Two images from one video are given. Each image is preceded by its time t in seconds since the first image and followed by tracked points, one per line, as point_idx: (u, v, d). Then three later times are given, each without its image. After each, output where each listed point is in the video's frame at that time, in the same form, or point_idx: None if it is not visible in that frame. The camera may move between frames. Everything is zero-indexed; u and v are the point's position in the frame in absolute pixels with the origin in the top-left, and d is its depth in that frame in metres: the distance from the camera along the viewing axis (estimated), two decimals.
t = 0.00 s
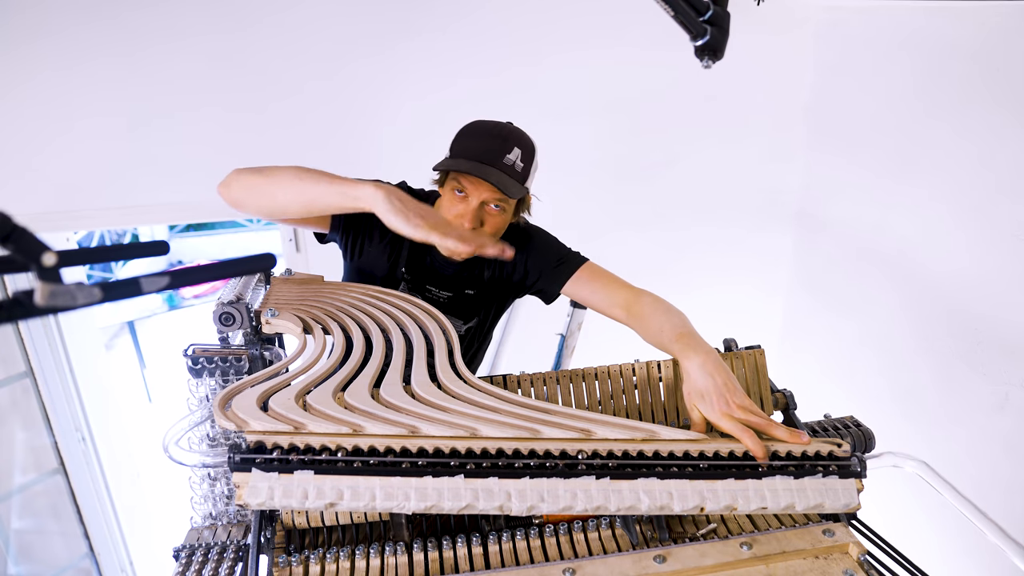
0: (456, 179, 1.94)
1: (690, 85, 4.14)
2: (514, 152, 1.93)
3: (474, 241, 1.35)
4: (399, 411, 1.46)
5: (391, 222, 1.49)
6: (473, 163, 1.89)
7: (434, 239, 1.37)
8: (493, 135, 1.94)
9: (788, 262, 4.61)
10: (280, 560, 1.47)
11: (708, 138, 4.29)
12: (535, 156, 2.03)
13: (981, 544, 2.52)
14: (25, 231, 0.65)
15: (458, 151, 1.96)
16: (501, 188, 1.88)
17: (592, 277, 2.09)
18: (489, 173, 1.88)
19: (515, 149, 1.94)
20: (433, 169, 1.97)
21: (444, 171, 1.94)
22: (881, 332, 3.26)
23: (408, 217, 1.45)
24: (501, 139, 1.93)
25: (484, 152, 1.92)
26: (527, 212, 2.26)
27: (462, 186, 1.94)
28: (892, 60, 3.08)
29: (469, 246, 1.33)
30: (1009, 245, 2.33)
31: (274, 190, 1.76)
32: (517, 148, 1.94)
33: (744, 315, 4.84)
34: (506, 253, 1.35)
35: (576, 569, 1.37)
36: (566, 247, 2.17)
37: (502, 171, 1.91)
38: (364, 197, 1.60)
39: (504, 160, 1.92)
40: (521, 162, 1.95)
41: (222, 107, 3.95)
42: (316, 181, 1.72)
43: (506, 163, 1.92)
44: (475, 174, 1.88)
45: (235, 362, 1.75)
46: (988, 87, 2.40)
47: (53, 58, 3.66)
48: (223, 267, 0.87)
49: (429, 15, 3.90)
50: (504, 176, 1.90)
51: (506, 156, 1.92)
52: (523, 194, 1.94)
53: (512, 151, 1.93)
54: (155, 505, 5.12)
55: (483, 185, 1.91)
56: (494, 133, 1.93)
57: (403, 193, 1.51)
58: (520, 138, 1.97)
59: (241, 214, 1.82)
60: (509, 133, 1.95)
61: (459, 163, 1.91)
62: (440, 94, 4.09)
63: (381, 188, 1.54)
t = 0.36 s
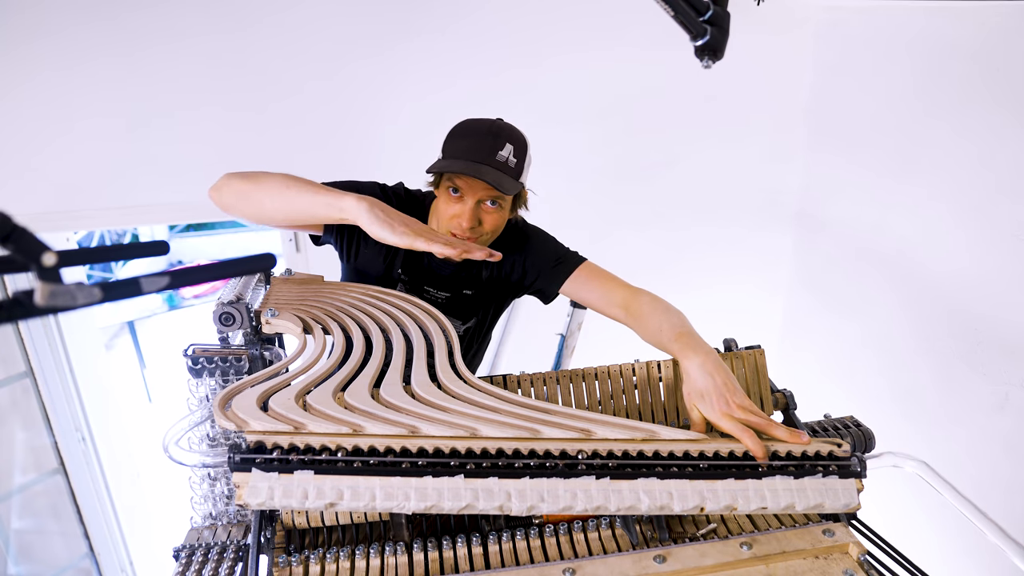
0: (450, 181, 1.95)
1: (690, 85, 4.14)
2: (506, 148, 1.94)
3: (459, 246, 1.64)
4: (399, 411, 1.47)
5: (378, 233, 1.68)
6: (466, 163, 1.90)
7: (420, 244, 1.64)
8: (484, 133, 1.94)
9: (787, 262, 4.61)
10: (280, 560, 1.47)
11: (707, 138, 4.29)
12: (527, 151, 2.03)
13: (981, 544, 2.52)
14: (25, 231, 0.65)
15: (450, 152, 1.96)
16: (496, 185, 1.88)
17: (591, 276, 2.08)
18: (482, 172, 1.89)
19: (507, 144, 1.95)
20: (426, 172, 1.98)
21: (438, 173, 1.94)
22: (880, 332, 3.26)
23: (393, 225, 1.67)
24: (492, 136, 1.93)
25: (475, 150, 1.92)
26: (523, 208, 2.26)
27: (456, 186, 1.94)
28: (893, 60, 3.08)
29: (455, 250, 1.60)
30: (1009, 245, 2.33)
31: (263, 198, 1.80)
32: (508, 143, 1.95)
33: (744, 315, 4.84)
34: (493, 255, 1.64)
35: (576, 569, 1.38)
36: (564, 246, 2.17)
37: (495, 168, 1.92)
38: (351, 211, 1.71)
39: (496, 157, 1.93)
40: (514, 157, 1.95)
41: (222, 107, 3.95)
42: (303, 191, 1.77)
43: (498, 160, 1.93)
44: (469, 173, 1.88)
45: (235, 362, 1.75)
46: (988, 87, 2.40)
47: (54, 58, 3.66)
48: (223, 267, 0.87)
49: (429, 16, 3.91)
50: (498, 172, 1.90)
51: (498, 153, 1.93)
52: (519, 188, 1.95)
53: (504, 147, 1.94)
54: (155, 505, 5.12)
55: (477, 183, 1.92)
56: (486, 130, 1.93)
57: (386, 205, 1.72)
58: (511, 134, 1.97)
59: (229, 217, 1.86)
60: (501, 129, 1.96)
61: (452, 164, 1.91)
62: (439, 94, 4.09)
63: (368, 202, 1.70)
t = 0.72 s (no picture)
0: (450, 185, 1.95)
1: (690, 85, 4.14)
2: (505, 150, 1.94)
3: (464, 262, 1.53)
4: (399, 411, 1.47)
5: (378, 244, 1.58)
6: (466, 167, 1.90)
7: (422, 258, 1.49)
8: (482, 135, 1.93)
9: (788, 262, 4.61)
10: (280, 560, 1.47)
11: (707, 138, 4.30)
12: (526, 150, 2.02)
13: (981, 544, 2.52)
14: (25, 231, 0.65)
15: (449, 155, 1.95)
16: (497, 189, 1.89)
17: (591, 275, 2.08)
18: (482, 176, 1.89)
19: (506, 146, 1.94)
20: (426, 176, 1.97)
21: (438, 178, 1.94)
22: (881, 332, 3.26)
23: (392, 238, 1.55)
24: (491, 139, 1.93)
25: (475, 153, 1.92)
26: (523, 207, 2.26)
27: (457, 189, 1.96)
28: (893, 60, 3.08)
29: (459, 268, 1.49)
30: (1009, 245, 2.33)
31: (264, 206, 1.80)
32: (507, 145, 1.94)
33: (744, 315, 4.84)
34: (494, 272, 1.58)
35: (576, 569, 1.38)
36: (565, 246, 2.17)
37: (495, 171, 1.92)
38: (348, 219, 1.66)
39: (496, 160, 1.92)
40: (513, 158, 1.95)
41: (222, 107, 3.95)
42: (303, 199, 1.76)
43: (498, 162, 1.93)
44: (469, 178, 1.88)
45: (235, 361, 1.75)
46: (989, 87, 2.40)
47: (54, 58, 3.66)
48: (223, 267, 0.87)
49: (429, 16, 3.91)
50: (498, 176, 1.91)
51: (498, 155, 1.93)
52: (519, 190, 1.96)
53: (503, 149, 1.93)
54: (155, 505, 5.13)
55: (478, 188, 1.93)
56: (484, 132, 1.93)
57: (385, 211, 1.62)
58: (510, 134, 1.96)
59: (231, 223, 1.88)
60: (500, 131, 1.95)
61: (452, 168, 1.91)
62: (440, 94, 4.09)
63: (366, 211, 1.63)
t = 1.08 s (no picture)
0: (444, 189, 1.95)
1: (690, 85, 4.14)
2: (497, 149, 1.95)
3: (462, 265, 1.68)
4: (399, 411, 1.47)
5: (376, 250, 1.66)
6: (460, 169, 1.91)
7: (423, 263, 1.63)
8: (474, 137, 1.95)
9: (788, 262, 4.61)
10: (280, 560, 1.47)
11: (707, 139, 4.30)
12: (520, 149, 2.04)
13: (981, 544, 2.52)
14: (25, 232, 0.66)
15: (442, 158, 1.97)
16: (491, 189, 1.90)
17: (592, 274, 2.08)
18: (476, 177, 1.90)
19: (498, 146, 1.96)
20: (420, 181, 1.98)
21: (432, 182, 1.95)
22: (881, 332, 3.26)
23: (393, 243, 1.65)
24: (482, 140, 1.94)
25: (467, 155, 1.93)
26: (519, 205, 2.27)
27: (451, 194, 1.95)
28: (892, 59, 3.08)
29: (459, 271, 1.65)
30: (1009, 245, 2.33)
31: (262, 214, 1.80)
32: (499, 144, 1.96)
33: (744, 315, 4.84)
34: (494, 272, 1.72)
35: (577, 569, 1.37)
36: (564, 245, 2.18)
37: (489, 172, 1.93)
38: (347, 227, 1.70)
39: (489, 160, 1.94)
40: (506, 157, 1.97)
41: (221, 107, 3.95)
42: (300, 207, 1.76)
43: (491, 163, 1.94)
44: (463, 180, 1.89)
45: (235, 362, 1.75)
46: (989, 87, 2.40)
47: (54, 58, 3.66)
48: (224, 267, 0.87)
49: (429, 16, 3.91)
50: (491, 176, 1.92)
51: (490, 155, 1.94)
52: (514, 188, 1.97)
53: (495, 149, 1.95)
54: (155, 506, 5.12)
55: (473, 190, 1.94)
56: (476, 134, 1.94)
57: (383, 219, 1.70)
58: (502, 134, 1.98)
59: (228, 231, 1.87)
60: (492, 131, 1.97)
61: (446, 172, 1.92)
62: (439, 94, 4.09)
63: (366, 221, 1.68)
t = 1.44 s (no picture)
0: (439, 187, 1.95)
1: (690, 85, 4.14)
2: (491, 146, 1.94)
3: (457, 274, 1.68)
4: (399, 411, 1.47)
5: (372, 258, 1.68)
6: (454, 167, 1.91)
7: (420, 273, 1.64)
8: (468, 135, 1.94)
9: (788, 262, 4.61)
10: (281, 560, 1.47)
11: (707, 138, 4.30)
12: (515, 145, 2.02)
13: (981, 544, 2.52)
14: (25, 231, 0.66)
15: (436, 156, 1.96)
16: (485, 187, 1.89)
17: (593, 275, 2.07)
18: (470, 174, 1.89)
19: (492, 143, 1.95)
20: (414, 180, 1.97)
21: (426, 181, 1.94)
22: (881, 332, 3.26)
23: (390, 252, 1.67)
24: (476, 137, 1.93)
25: (461, 153, 1.92)
26: (517, 203, 2.25)
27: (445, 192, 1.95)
28: (892, 59, 3.08)
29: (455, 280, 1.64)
30: (1009, 245, 2.34)
31: (259, 217, 1.78)
32: (494, 141, 1.95)
33: (744, 315, 4.84)
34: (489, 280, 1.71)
35: (577, 569, 1.38)
36: (564, 245, 2.18)
37: (483, 169, 1.92)
38: (344, 234, 1.70)
39: (483, 158, 1.93)
40: (501, 154, 1.96)
41: (221, 106, 3.94)
42: (301, 212, 1.76)
43: (485, 160, 1.93)
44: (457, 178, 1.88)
45: (235, 362, 1.75)
46: (989, 87, 2.40)
47: (53, 58, 3.66)
48: (224, 267, 0.87)
49: (428, 16, 3.90)
50: (485, 173, 1.91)
51: (484, 153, 1.93)
52: (509, 186, 1.95)
53: (490, 146, 1.94)
54: (155, 506, 5.12)
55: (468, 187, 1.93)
56: (470, 131, 1.94)
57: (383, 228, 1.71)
58: (496, 131, 1.97)
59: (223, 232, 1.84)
60: (485, 128, 1.96)
61: (439, 170, 1.91)
62: (439, 94, 4.09)
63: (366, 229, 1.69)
